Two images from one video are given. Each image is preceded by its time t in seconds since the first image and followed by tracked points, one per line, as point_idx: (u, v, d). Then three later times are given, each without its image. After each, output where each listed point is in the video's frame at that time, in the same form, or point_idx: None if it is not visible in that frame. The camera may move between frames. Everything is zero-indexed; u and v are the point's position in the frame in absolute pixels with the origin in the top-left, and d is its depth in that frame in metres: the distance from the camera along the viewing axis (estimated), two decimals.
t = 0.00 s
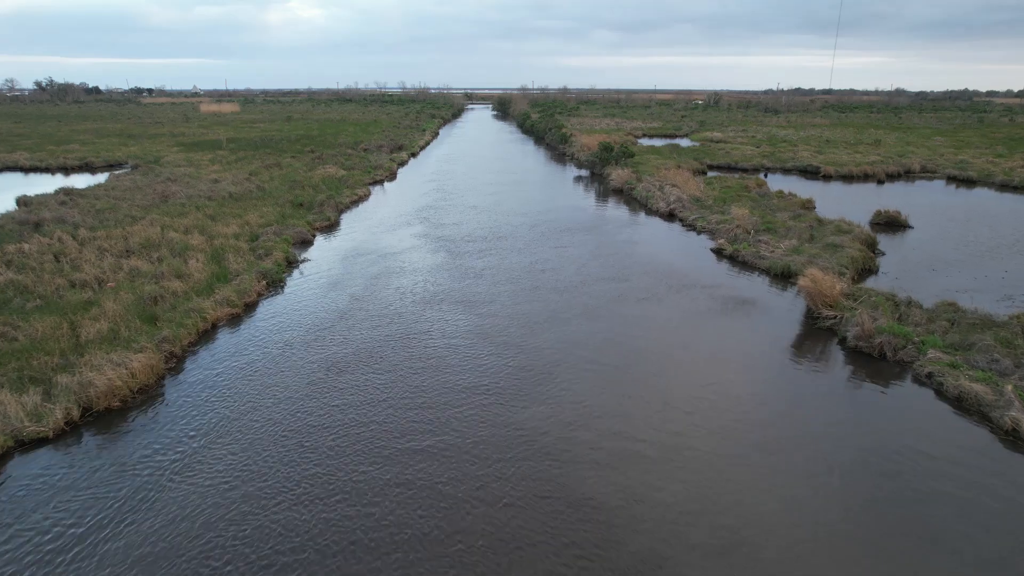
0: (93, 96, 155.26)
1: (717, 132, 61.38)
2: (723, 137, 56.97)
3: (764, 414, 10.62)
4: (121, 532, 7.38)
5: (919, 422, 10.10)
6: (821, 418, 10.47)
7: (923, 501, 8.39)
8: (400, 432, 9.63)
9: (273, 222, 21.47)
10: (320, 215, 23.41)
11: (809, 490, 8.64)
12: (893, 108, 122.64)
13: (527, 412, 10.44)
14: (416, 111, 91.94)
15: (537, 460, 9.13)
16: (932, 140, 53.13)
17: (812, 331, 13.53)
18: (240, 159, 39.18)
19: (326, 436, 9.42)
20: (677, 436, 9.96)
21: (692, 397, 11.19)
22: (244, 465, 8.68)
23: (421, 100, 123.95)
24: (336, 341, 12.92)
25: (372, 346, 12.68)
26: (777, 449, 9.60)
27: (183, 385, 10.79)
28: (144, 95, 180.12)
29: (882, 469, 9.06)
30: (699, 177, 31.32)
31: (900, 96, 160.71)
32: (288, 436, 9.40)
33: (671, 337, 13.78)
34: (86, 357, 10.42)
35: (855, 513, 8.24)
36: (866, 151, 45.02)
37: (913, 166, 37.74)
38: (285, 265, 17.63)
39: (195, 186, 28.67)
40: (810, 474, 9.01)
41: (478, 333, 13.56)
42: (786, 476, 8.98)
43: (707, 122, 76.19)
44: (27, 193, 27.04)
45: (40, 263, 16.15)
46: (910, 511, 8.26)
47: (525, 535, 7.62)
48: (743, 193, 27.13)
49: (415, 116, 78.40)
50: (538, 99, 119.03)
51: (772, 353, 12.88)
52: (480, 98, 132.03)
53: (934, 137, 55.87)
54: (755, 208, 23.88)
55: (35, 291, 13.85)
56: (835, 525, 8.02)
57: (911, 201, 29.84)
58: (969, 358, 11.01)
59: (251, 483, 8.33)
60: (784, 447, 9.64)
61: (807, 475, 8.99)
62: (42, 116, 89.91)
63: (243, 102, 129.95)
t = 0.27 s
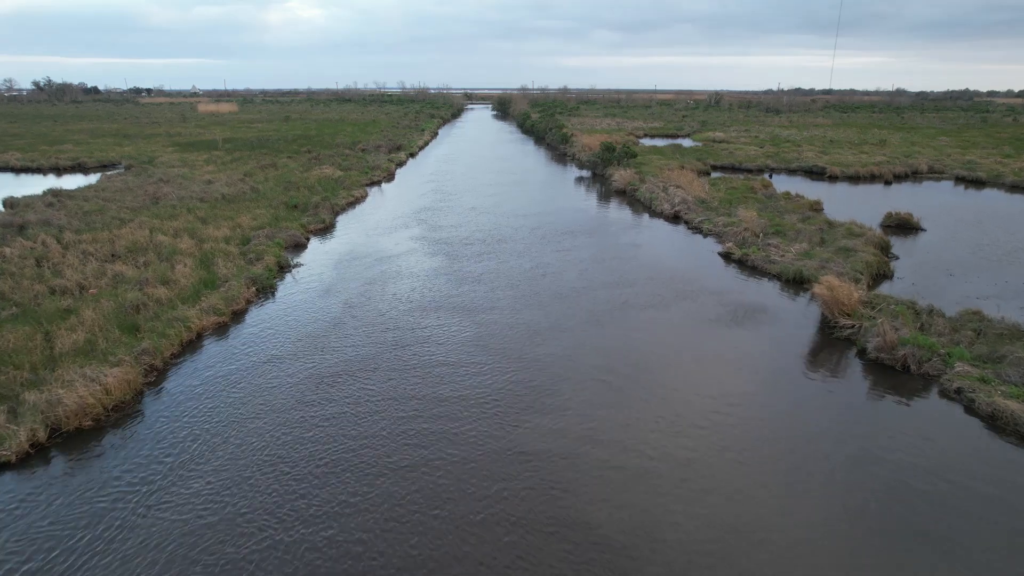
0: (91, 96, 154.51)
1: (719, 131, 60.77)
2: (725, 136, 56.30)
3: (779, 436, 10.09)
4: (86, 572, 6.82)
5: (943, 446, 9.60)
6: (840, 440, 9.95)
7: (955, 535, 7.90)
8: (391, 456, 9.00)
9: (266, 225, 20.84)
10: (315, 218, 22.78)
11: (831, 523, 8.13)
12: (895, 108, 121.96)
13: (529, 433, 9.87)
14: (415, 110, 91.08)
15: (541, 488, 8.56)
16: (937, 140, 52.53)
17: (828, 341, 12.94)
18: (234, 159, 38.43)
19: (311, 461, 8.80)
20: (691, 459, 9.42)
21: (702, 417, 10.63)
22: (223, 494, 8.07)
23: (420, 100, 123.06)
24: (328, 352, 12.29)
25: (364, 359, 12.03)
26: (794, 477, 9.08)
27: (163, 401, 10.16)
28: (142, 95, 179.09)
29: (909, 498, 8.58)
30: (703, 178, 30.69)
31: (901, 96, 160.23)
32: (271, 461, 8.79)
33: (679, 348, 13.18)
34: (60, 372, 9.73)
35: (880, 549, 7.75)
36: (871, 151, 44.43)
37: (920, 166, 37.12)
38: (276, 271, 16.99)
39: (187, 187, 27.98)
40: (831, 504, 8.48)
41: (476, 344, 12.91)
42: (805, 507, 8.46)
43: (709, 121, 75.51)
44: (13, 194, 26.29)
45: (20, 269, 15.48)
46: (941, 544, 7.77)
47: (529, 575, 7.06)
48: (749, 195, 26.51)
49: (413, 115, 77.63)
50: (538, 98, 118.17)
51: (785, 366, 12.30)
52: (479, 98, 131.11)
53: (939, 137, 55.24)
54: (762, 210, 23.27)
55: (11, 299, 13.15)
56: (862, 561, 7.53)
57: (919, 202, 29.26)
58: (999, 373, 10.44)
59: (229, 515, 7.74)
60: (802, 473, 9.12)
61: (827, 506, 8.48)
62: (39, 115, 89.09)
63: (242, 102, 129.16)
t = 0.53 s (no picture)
0: (90, 96, 153.93)
1: (721, 132, 60.12)
2: (728, 137, 55.63)
3: (798, 456, 9.45)
4: None
5: (974, 470, 8.98)
6: (863, 462, 9.31)
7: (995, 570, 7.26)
8: (378, 484, 8.32)
9: (258, 228, 20.20)
10: (309, 220, 22.13)
11: (858, 555, 7.51)
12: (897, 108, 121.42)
13: (531, 455, 9.23)
14: (415, 110, 90.37)
15: (544, 517, 7.91)
16: (944, 140, 51.81)
17: (847, 353, 12.30)
18: (230, 159, 37.78)
19: (291, 490, 8.14)
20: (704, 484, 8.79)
21: (715, 435, 9.98)
22: (194, 528, 7.43)
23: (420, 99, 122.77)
24: (316, 363, 11.67)
25: (354, 372, 11.33)
26: (817, 503, 8.45)
27: (137, 420, 9.50)
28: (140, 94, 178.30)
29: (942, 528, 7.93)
30: (707, 178, 30.03)
31: (903, 96, 159.69)
32: (248, 489, 8.13)
33: (688, 359, 12.52)
34: (27, 389, 9.06)
35: None
36: (876, 151, 43.78)
37: (929, 167, 36.44)
38: (267, 276, 16.34)
39: (180, 188, 27.33)
40: (857, 535, 7.86)
41: (473, 356, 12.23)
42: (830, 539, 7.81)
43: (711, 121, 74.84)
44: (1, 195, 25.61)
45: None
46: None
47: None
48: (755, 197, 25.87)
49: (413, 115, 76.99)
50: (538, 98, 117.58)
51: (800, 379, 11.66)
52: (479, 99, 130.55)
53: (945, 137, 54.52)
54: (769, 212, 22.62)
55: None
56: None
57: (929, 203, 28.62)
58: None
59: (199, 553, 7.09)
60: (825, 499, 8.48)
61: (854, 536, 7.84)
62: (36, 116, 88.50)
63: (242, 102, 128.82)
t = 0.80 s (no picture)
0: (88, 96, 153.18)
1: (723, 132, 59.44)
2: (731, 137, 54.99)
3: (821, 481, 8.84)
4: None
5: (1009, 497, 8.38)
6: (890, 488, 8.70)
7: None
8: (366, 515, 7.71)
9: (250, 232, 19.54)
10: (303, 223, 21.47)
11: None
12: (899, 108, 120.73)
13: (534, 479, 8.58)
14: (414, 109, 89.64)
15: (549, 551, 7.29)
16: (949, 140, 51.14)
17: (867, 366, 11.70)
18: (225, 160, 37.10)
19: (272, 520, 7.53)
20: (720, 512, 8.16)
21: (731, 457, 9.36)
22: (163, 567, 6.81)
23: (420, 98, 122.16)
24: (304, 376, 11.04)
25: (343, 386, 10.68)
26: (843, 535, 7.82)
27: (111, 442, 8.86)
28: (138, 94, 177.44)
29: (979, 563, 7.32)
30: (712, 179, 29.41)
31: (904, 95, 159.07)
32: (225, 519, 7.52)
33: (699, 372, 11.90)
34: None
35: None
36: (882, 151, 43.14)
37: (937, 167, 35.81)
38: (257, 282, 15.68)
39: (171, 189, 26.63)
40: (890, 572, 7.24)
41: (471, 368, 11.60)
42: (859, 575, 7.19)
43: (712, 121, 74.18)
44: None
45: None
46: None
47: None
48: (762, 198, 25.25)
49: (412, 115, 76.35)
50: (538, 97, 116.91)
51: (818, 395, 11.06)
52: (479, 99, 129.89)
53: (950, 137, 53.84)
54: (777, 215, 21.98)
55: None
56: None
57: (938, 205, 27.99)
58: None
59: None
60: (852, 531, 7.87)
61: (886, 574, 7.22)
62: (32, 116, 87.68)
63: (241, 102, 128.11)
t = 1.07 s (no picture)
0: (88, 96, 152.50)
1: (726, 132, 58.77)
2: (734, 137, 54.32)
3: (848, 510, 8.14)
4: None
5: None
6: (921, 514, 8.08)
7: None
8: (350, 550, 7.05)
9: (241, 235, 18.89)
10: (296, 225, 20.80)
11: None
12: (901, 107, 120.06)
13: (537, 506, 7.94)
14: (413, 109, 88.95)
15: None
16: (955, 140, 50.45)
17: (892, 380, 11.08)
18: (219, 160, 36.41)
19: (250, 556, 6.92)
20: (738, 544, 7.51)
21: (747, 478, 8.71)
22: None
23: (419, 98, 121.30)
24: (291, 391, 10.39)
25: (330, 402, 10.03)
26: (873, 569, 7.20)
27: (78, 467, 8.22)
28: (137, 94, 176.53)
29: None
30: (717, 180, 28.78)
31: (905, 95, 158.54)
32: (199, 554, 6.92)
33: (709, 385, 11.25)
34: None
35: None
36: (888, 151, 42.44)
37: (945, 167, 35.16)
38: (245, 289, 15.01)
39: (163, 190, 25.95)
40: None
41: (468, 382, 10.94)
42: None
43: (714, 121, 73.54)
44: None
45: None
46: None
47: None
48: (769, 200, 24.62)
49: (411, 115, 75.60)
50: (537, 96, 116.44)
51: (838, 412, 10.41)
52: (479, 99, 129.02)
53: (956, 136, 53.15)
54: (785, 217, 21.32)
55: None
56: None
57: (950, 206, 27.32)
58: None
59: None
60: (883, 565, 7.24)
61: None
62: (30, 115, 87.07)
63: (240, 101, 127.27)
